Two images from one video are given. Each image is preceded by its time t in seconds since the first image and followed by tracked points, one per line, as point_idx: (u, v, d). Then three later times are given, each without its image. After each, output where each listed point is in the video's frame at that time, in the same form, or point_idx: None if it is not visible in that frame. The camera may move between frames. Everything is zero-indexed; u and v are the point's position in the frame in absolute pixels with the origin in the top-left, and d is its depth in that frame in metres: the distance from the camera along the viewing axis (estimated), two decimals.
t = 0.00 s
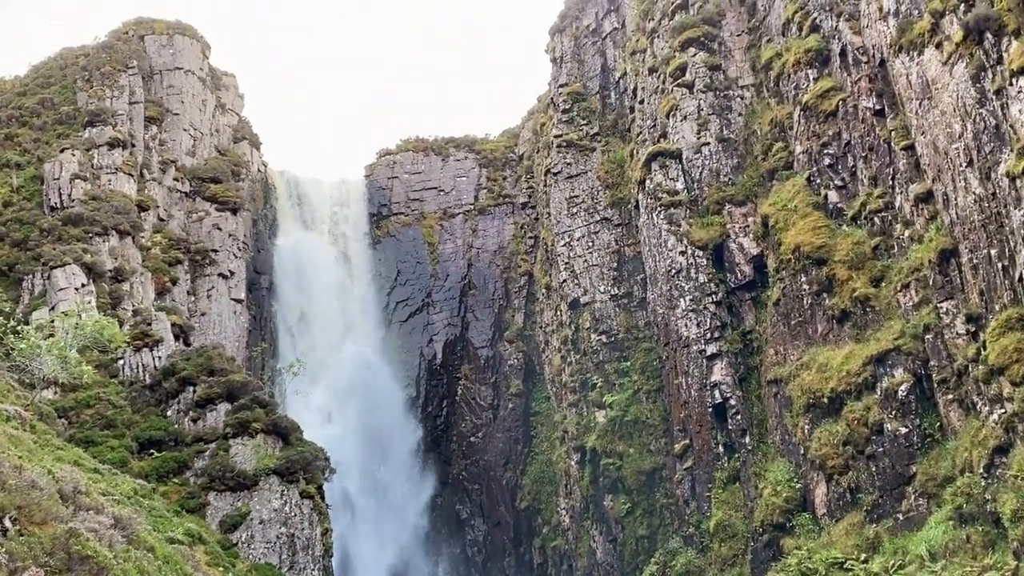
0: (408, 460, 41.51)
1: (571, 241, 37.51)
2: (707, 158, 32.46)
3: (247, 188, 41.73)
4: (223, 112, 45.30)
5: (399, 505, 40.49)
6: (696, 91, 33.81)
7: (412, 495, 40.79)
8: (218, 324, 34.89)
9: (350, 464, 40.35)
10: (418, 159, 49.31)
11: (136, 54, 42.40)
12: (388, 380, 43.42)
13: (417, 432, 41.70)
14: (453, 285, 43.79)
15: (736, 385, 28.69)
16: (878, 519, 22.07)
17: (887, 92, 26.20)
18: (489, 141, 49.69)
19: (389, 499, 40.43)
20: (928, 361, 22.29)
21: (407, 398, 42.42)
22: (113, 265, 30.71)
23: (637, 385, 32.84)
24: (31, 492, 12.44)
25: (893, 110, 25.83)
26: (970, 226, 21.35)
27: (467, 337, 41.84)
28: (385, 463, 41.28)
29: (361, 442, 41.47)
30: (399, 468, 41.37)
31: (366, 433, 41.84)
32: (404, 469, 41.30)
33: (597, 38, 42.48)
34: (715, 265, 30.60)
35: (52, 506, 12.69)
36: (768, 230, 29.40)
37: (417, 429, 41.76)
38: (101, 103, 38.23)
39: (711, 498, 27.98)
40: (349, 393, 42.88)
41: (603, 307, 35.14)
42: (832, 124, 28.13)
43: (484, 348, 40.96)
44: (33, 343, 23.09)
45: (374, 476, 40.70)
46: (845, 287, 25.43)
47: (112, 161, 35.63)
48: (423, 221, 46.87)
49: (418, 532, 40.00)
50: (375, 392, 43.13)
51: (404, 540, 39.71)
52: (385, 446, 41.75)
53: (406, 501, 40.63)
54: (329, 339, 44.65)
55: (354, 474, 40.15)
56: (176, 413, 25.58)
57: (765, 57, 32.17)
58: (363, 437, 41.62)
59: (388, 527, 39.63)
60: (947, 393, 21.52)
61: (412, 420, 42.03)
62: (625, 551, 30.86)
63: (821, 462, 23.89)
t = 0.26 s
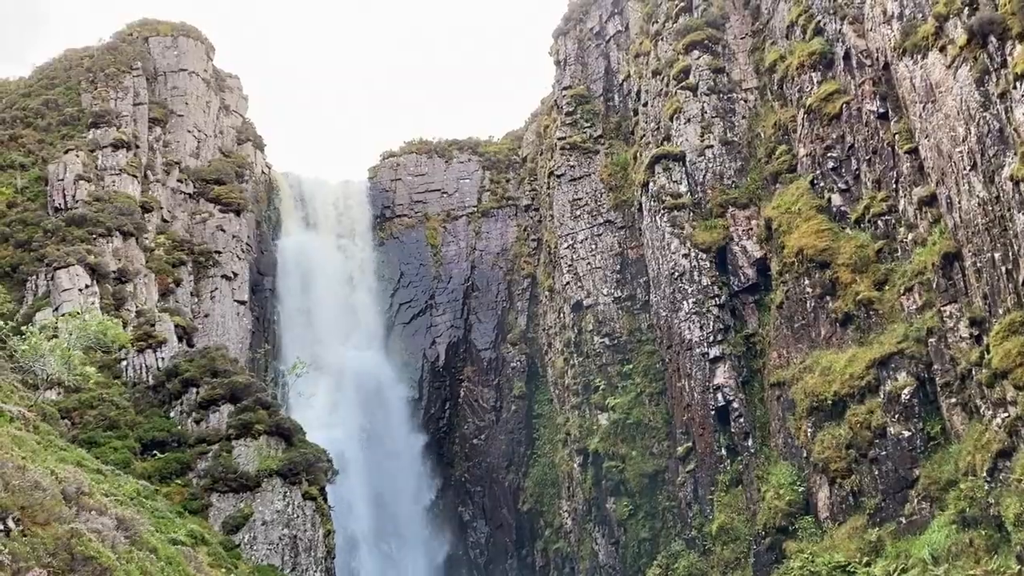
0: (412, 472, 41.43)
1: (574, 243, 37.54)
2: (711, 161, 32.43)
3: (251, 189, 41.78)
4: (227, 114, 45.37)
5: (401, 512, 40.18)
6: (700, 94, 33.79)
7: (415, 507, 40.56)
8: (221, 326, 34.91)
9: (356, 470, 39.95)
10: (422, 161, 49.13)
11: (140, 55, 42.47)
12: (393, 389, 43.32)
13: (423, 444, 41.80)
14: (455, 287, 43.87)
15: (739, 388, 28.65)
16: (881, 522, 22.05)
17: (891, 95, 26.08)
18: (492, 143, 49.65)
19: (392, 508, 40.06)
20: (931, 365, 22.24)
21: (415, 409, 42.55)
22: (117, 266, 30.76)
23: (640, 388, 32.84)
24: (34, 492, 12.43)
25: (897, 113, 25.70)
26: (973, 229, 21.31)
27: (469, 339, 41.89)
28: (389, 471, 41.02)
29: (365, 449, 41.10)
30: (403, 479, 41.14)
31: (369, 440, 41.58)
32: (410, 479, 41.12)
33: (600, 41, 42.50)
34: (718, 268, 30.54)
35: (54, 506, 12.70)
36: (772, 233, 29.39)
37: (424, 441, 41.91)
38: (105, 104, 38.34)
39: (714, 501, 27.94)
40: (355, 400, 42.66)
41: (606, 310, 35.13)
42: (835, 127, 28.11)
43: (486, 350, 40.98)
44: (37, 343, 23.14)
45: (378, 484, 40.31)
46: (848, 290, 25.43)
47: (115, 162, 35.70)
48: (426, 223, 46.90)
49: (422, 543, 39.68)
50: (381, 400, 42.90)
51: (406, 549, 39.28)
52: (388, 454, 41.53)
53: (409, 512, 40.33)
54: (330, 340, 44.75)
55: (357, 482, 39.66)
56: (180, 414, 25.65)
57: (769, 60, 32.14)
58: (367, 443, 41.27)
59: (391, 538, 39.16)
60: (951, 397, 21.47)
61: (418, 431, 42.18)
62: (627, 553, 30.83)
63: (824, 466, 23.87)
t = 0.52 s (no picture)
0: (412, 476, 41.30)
1: (577, 244, 37.57)
2: (713, 162, 32.40)
3: (253, 188, 41.80)
4: (230, 113, 45.39)
5: (403, 515, 40.11)
6: (703, 95, 33.77)
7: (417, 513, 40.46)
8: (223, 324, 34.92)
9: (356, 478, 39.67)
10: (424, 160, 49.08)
11: (143, 54, 42.51)
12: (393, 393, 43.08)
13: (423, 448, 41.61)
14: (457, 287, 43.84)
15: (740, 390, 28.62)
16: (881, 524, 22.03)
17: (894, 97, 26.06)
18: (495, 143, 49.61)
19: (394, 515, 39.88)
20: (933, 367, 22.21)
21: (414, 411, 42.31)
22: (119, 264, 30.80)
23: (641, 389, 32.84)
24: (35, 490, 12.46)
25: (900, 115, 25.69)
26: (976, 232, 21.27)
27: (471, 338, 41.84)
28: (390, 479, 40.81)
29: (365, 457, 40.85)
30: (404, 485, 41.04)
31: (370, 442, 41.54)
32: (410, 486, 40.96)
33: (604, 41, 42.47)
34: (720, 269, 30.46)
35: (56, 504, 12.72)
36: (774, 234, 29.37)
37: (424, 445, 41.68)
38: (108, 102, 38.38)
39: (715, 502, 27.93)
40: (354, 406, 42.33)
41: (607, 310, 35.13)
42: (838, 129, 28.07)
43: (488, 350, 40.95)
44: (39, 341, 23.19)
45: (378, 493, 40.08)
46: (850, 292, 25.42)
47: (118, 160, 35.75)
48: (428, 223, 46.89)
49: (424, 550, 39.51)
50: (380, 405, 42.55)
51: (407, 556, 39.18)
52: (389, 461, 41.33)
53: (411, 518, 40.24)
54: (332, 341, 44.71)
55: (358, 490, 39.46)
56: (181, 412, 25.68)
57: (773, 62, 32.09)
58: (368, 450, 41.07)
59: (392, 547, 38.99)
60: (952, 400, 21.44)
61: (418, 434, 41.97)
62: (627, 554, 30.83)
63: (825, 468, 23.85)
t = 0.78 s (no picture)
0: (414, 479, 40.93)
1: (578, 243, 37.62)
2: (715, 162, 32.40)
3: (255, 184, 41.80)
4: (233, 109, 45.41)
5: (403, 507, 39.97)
6: (705, 94, 33.78)
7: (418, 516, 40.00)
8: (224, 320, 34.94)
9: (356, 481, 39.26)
10: (426, 158, 48.97)
11: (146, 49, 42.51)
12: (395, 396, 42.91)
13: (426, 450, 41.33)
14: (458, 284, 43.96)
15: (740, 389, 28.64)
16: (880, 525, 22.05)
17: (897, 98, 26.06)
18: (497, 141, 49.58)
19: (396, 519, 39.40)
20: (933, 368, 22.21)
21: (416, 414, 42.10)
22: (120, 259, 30.85)
23: (641, 388, 32.84)
24: (35, 484, 12.51)
25: (903, 116, 25.68)
26: (978, 233, 21.26)
27: (471, 336, 41.95)
28: (392, 480, 40.42)
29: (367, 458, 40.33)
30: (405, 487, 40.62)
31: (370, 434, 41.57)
32: (413, 487, 40.59)
33: (606, 40, 42.45)
34: (721, 268, 30.45)
35: (57, 498, 12.77)
36: (775, 234, 29.33)
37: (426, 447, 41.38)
38: (111, 97, 38.41)
39: (714, 502, 27.95)
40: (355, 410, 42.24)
41: (608, 309, 35.16)
42: (840, 130, 28.06)
43: (488, 348, 41.07)
44: (40, 336, 23.23)
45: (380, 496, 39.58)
46: (851, 293, 25.42)
47: (120, 155, 35.78)
48: (430, 220, 46.90)
49: (425, 555, 39.14)
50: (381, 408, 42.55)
51: (407, 552, 38.98)
52: (391, 463, 40.88)
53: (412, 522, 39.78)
54: (333, 340, 44.67)
55: (359, 484, 39.20)
56: (181, 408, 25.72)
57: (776, 62, 32.07)
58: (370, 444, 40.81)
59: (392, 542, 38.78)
60: (952, 401, 21.44)
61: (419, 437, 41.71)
62: (626, 553, 30.83)
63: (824, 468, 23.87)
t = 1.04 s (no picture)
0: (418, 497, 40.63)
1: (578, 241, 37.63)
2: (716, 161, 32.39)
3: (255, 180, 41.80)
4: (233, 104, 45.39)
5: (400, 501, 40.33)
6: (706, 94, 33.77)
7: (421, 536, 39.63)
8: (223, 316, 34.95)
9: (357, 501, 39.18)
10: (427, 155, 48.89)
11: (148, 44, 42.47)
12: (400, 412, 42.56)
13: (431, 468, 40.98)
14: (458, 282, 43.99)
15: (739, 389, 28.66)
16: (878, 526, 22.09)
17: (898, 99, 26.05)
18: (497, 139, 49.52)
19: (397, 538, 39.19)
20: (932, 369, 22.24)
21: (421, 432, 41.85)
22: (120, 254, 30.84)
23: (640, 386, 32.82)
24: (33, 478, 12.52)
25: (904, 117, 25.67)
26: (977, 235, 21.28)
27: (471, 334, 41.98)
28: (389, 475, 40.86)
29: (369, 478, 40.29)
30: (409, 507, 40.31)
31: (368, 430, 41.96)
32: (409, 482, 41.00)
33: (607, 39, 42.42)
34: (721, 268, 30.44)
35: (55, 492, 12.79)
36: (775, 234, 29.31)
37: (431, 466, 41.05)
38: (111, 92, 38.38)
39: (712, 501, 27.97)
40: (360, 425, 41.90)
41: (608, 308, 35.18)
42: (841, 130, 28.05)
43: (488, 346, 41.14)
44: (39, 329, 23.22)
45: (379, 502, 39.81)
46: (850, 293, 25.41)
47: (121, 150, 35.77)
48: (430, 218, 46.86)
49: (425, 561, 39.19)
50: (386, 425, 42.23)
51: (403, 545, 39.32)
52: (390, 468, 41.11)
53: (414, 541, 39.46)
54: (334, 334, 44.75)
55: (355, 481, 39.70)
56: (180, 403, 25.71)
57: (777, 62, 32.05)
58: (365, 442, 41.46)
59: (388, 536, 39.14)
60: (951, 402, 21.46)
61: (425, 455, 41.38)
62: (624, 552, 30.84)
63: (822, 468, 23.90)
